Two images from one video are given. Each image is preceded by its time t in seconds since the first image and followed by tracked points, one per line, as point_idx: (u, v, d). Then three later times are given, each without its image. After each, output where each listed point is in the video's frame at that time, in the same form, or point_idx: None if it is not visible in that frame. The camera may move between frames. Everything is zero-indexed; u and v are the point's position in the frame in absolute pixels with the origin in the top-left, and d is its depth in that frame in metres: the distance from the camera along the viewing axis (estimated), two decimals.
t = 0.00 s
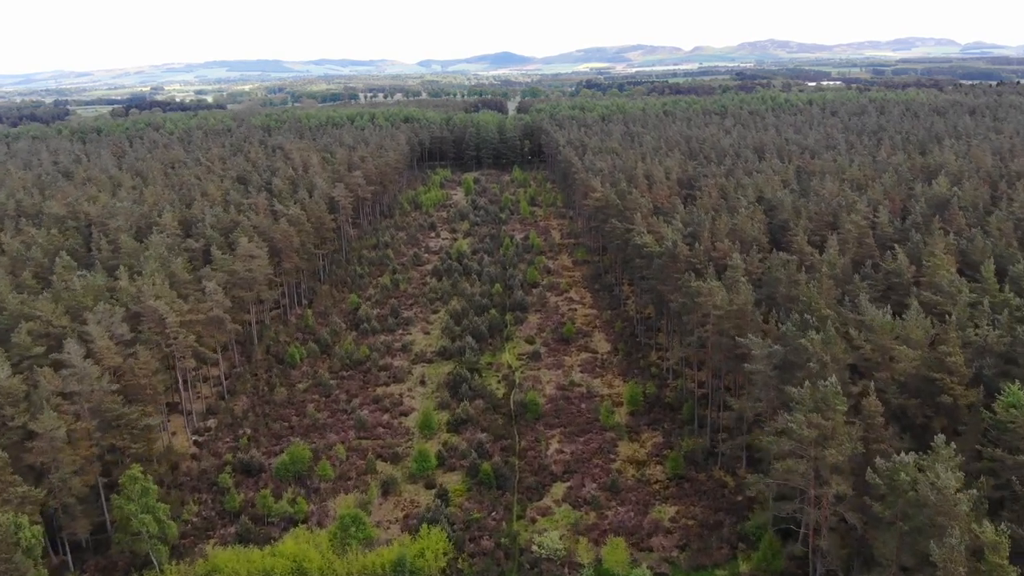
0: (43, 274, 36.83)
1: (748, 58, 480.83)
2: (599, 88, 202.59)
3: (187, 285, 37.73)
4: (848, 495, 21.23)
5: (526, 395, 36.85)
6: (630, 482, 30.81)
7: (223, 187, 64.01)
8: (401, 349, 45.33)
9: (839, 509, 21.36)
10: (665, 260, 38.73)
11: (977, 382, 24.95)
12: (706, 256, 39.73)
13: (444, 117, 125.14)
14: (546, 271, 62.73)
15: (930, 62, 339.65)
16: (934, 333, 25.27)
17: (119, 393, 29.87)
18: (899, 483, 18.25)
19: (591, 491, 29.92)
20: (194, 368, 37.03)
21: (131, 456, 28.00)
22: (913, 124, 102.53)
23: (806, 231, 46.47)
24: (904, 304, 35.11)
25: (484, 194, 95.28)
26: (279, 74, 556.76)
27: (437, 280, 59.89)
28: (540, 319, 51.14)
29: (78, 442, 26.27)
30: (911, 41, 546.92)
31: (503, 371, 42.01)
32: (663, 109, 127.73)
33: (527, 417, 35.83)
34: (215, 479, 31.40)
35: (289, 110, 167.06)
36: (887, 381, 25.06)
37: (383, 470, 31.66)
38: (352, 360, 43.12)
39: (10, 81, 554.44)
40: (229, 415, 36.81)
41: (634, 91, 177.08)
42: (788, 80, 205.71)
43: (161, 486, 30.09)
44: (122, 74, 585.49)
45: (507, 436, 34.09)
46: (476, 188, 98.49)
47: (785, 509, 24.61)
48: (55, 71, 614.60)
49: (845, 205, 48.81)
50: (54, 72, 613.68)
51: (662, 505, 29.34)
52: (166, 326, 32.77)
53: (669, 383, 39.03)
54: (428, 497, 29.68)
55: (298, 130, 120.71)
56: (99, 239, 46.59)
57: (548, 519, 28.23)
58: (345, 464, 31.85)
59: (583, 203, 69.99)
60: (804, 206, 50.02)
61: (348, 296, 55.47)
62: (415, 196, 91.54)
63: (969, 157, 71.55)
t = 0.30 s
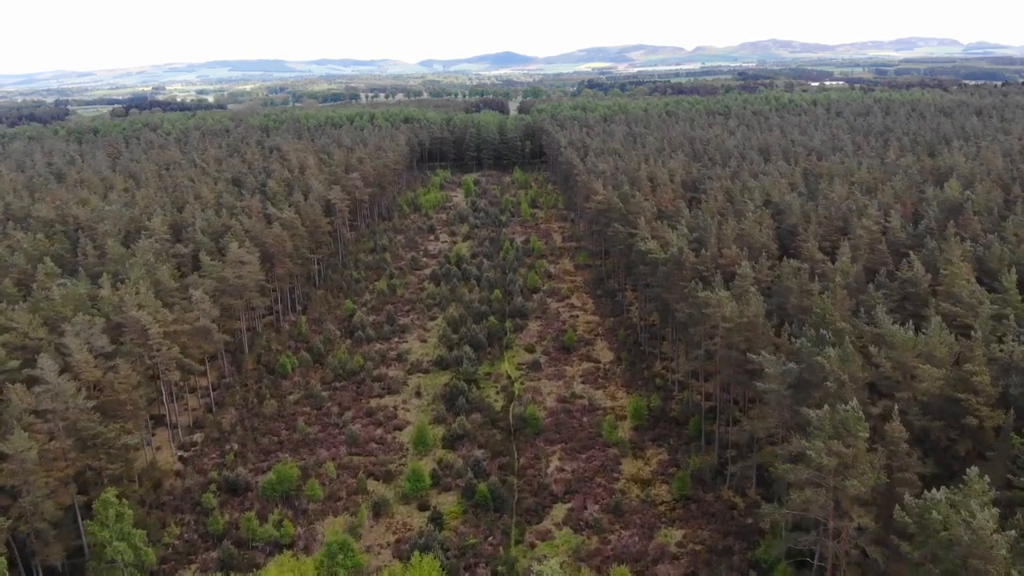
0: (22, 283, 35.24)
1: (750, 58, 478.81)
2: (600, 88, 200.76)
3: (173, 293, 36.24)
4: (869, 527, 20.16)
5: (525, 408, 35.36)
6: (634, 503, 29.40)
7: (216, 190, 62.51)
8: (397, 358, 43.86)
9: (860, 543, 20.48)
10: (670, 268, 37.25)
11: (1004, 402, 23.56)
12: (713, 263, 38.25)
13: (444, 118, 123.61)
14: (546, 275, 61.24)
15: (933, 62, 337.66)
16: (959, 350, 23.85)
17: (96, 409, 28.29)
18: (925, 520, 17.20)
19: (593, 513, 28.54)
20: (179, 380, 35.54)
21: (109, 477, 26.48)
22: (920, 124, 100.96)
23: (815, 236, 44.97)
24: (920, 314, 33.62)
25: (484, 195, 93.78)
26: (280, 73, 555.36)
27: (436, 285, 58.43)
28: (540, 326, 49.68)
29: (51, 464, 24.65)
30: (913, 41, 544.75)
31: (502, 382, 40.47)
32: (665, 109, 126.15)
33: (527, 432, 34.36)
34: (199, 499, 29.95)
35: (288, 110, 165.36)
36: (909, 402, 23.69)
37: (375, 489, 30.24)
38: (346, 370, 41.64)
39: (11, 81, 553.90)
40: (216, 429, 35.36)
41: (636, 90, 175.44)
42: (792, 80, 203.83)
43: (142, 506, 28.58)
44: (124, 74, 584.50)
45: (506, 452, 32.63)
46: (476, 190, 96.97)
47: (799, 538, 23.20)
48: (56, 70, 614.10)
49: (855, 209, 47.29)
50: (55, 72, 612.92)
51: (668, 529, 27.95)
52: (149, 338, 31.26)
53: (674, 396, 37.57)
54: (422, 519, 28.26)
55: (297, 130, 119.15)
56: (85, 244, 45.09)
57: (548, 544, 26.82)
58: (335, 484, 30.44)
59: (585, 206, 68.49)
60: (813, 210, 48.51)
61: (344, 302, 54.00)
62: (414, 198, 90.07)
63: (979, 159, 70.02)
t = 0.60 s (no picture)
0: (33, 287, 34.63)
1: (779, 57, 471.47)
2: (626, 87, 198.18)
3: (186, 298, 35.37)
4: (919, 569, 18.50)
5: (546, 422, 33.86)
6: (660, 527, 27.83)
7: (237, 190, 61.88)
8: (414, 365, 42.59)
9: None
10: (700, 276, 35.50)
11: None
12: (745, 271, 36.41)
13: (469, 117, 122.49)
14: (570, 279, 59.64)
15: (968, 61, 328.93)
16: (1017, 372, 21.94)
17: (101, 419, 27.45)
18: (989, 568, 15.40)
19: (617, 537, 27.01)
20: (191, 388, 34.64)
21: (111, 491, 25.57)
22: (958, 125, 97.62)
23: (852, 243, 42.85)
24: (966, 329, 31.48)
25: (507, 196, 92.40)
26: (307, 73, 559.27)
27: (456, 288, 57.14)
28: (563, 333, 48.12)
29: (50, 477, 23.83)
30: (947, 40, 532.75)
31: (523, 392, 38.96)
32: (693, 108, 123.79)
33: (548, 447, 32.88)
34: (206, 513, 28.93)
35: (313, 110, 165.49)
36: (960, 429, 21.85)
37: (389, 506, 29.03)
38: (362, 377, 40.47)
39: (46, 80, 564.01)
40: (228, 438, 34.39)
41: (663, 90, 172.85)
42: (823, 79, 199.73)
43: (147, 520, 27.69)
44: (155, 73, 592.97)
45: (526, 469, 31.19)
46: (499, 190, 95.61)
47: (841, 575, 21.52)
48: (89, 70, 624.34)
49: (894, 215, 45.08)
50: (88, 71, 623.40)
51: (697, 555, 26.32)
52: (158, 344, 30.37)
53: (703, 411, 35.81)
54: (437, 540, 26.93)
55: (321, 129, 118.80)
56: (101, 245, 44.51)
57: (568, 570, 25.35)
58: (347, 499, 29.25)
59: (610, 207, 66.80)
60: (850, 216, 46.37)
61: (363, 305, 52.92)
62: (436, 199, 88.98)
63: None
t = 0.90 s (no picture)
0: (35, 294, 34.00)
1: (801, 56, 465.25)
2: (647, 87, 195.79)
3: (190, 304, 34.43)
4: None
5: (561, 437, 32.36)
6: (680, 553, 26.26)
7: (249, 191, 61.07)
8: (426, 373, 41.31)
9: None
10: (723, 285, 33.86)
11: None
12: (771, 280, 34.68)
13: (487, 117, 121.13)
14: (587, 284, 58.11)
15: (995, 61, 322.92)
16: None
17: (96, 432, 26.67)
18: None
19: (634, 564, 25.51)
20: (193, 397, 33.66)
21: (103, 510, 24.62)
22: (988, 126, 94.78)
23: (883, 249, 40.89)
24: (1008, 344, 29.48)
25: (524, 197, 90.97)
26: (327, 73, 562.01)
27: (470, 292, 55.84)
28: (579, 340, 46.61)
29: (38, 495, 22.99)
30: (973, 40, 523.34)
31: (536, 404, 37.51)
32: (714, 108, 121.51)
33: (562, 464, 31.37)
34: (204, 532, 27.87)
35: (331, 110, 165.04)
36: (1008, 459, 20.09)
37: (394, 527, 27.75)
38: (371, 385, 39.20)
39: (71, 79, 572.51)
40: (231, 449, 33.41)
41: (684, 89, 170.35)
42: (846, 79, 196.28)
43: (142, 538, 26.83)
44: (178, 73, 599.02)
45: (539, 488, 29.74)
46: (516, 191, 94.17)
47: None
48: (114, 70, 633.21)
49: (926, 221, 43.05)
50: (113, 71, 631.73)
51: None
52: (157, 354, 29.38)
53: (725, 427, 34.14)
54: (444, 564, 25.57)
55: (338, 129, 118.11)
56: (109, 247, 43.77)
57: None
58: (352, 518, 28.06)
59: (629, 210, 65.11)
60: (880, 221, 44.39)
61: (374, 310, 51.78)
62: (452, 200, 87.75)
63: None
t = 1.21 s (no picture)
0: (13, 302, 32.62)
1: (804, 56, 463.43)
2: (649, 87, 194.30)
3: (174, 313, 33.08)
4: None
5: (560, 454, 30.95)
6: None
7: (243, 193, 59.71)
8: (421, 384, 39.91)
9: None
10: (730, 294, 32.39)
11: None
12: (780, 289, 33.22)
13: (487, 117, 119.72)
14: (589, 289, 56.70)
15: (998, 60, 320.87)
16: None
17: (70, 451, 25.31)
18: None
19: None
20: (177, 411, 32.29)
21: (75, 535, 23.25)
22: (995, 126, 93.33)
23: (894, 256, 39.41)
24: None
25: (525, 199, 89.53)
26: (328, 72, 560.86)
27: (468, 298, 54.44)
28: (580, 348, 45.19)
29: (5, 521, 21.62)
30: (976, 40, 521.22)
31: (535, 417, 36.11)
32: (718, 108, 120.09)
33: (561, 482, 29.97)
34: (185, 555, 26.49)
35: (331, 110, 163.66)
36: None
37: (383, 550, 26.42)
38: (364, 397, 37.81)
39: (72, 79, 571.38)
40: (216, 465, 32.05)
41: (686, 89, 168.88)
42: (849, 79, 194.87)
43: (119, 562, 25.46)
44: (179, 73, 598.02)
45: (537, 508, 28.36)
46: (517, 193, 92.75)
47: None
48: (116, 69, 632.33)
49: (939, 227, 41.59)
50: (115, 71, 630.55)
51: None
52: (136, 367, 28.01)
53: (732, 443, 32.69)
54: None
55: (337, 130, 116.74)
56: (94, 252, 42.39)
57: None
58: (339, 541, 26.68)
59: (631, 213, 63.65)
60: (891, 227, 42.91)
61: (370, 316, 50.38)
62: (452, 201, 86.37)
63: None
